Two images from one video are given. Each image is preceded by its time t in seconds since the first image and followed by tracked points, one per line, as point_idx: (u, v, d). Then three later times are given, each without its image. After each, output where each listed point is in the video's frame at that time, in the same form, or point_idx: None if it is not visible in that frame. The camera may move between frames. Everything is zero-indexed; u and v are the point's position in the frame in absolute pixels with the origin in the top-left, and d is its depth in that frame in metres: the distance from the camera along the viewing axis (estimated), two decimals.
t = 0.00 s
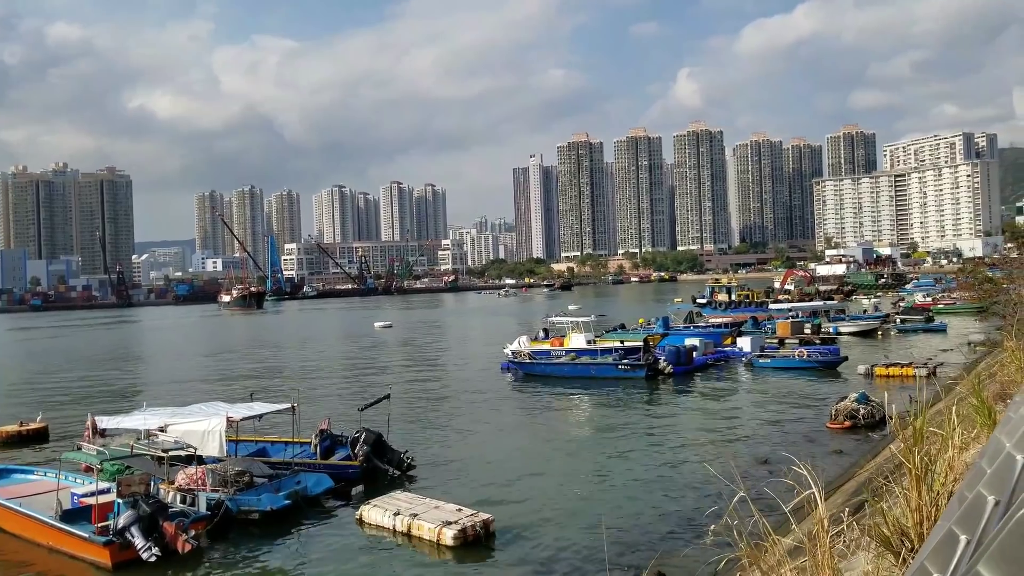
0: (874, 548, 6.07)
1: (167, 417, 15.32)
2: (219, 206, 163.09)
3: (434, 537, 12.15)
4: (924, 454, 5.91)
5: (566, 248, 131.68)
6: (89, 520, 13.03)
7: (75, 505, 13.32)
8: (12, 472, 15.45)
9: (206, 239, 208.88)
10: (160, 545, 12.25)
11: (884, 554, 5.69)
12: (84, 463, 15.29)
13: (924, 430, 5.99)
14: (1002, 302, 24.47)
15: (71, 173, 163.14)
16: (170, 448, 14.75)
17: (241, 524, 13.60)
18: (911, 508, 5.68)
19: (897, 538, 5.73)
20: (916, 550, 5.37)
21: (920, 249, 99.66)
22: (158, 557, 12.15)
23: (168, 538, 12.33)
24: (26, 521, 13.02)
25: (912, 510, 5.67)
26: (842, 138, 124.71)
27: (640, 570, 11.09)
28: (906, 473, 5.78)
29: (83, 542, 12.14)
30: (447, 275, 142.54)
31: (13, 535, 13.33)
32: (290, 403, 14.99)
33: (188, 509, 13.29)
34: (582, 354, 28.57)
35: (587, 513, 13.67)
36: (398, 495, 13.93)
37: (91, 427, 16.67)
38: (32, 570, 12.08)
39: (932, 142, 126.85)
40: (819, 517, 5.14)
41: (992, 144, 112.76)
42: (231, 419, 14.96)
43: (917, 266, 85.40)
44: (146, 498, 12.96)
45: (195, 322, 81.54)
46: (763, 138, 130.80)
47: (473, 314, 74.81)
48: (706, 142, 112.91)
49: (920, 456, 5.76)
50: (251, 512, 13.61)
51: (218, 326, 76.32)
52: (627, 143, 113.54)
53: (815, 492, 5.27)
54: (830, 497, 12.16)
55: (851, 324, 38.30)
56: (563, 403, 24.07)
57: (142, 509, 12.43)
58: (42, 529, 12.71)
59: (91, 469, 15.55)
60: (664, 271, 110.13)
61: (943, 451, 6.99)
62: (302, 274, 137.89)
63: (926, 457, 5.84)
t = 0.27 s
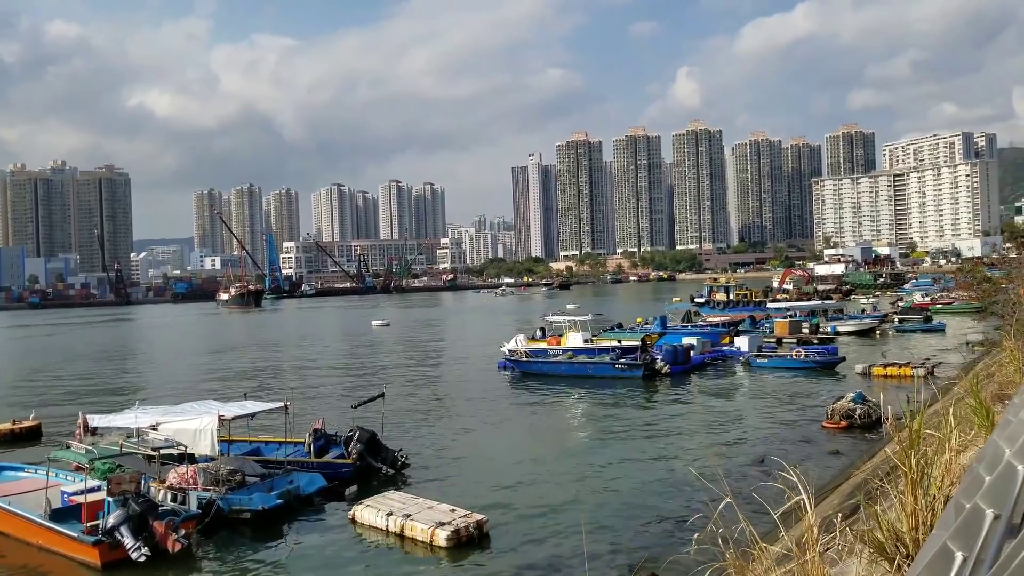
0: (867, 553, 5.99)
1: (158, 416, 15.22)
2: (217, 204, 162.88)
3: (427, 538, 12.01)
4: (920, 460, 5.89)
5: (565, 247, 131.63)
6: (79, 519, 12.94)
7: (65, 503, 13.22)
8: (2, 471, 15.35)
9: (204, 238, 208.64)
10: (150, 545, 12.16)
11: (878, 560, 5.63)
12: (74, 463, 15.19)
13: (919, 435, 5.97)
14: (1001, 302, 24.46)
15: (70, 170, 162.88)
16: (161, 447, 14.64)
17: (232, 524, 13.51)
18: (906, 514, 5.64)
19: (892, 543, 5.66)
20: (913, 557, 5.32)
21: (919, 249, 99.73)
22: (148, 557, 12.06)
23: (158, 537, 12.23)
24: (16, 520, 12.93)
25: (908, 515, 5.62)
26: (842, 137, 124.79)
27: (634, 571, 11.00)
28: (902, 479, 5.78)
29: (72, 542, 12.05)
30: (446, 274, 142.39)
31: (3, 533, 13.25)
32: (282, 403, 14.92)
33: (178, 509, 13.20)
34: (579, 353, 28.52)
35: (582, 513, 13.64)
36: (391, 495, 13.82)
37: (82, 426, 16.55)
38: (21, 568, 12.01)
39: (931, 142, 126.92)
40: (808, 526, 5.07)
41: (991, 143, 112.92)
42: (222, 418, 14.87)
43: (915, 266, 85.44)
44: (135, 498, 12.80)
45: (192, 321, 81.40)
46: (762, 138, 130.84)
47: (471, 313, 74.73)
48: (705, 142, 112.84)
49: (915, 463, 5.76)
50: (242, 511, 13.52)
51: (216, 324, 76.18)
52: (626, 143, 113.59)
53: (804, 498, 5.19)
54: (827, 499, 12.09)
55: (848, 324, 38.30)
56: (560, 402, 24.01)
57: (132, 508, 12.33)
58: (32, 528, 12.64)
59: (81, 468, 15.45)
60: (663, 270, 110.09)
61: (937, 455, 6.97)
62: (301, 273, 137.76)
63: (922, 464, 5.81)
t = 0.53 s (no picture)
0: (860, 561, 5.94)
1: (149, 417, 15.10)
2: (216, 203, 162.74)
3: (421, 540, 11.93)
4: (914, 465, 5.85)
5: (563, 246, 131.61)
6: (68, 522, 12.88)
7: (55, 505, 13.13)
8: None
9: (202, 237, 208.30)
10: (139, 549, 12.15)
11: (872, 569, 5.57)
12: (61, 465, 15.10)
13: (914, 435, 5.93)
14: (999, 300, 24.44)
15: (68, 169, 162.68)
16: (151, 449, 14.55)
17: (224, 526, 13.46)
18: (903, 519, 5.58)
19: (886, 552, 5.61)
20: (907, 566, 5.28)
21: (917, 246, 99.80)
22: (137, 561, 12.05)
23: (147, 541, 12.21)
24: (4, 523, 12.88)
25: (903, 522, 5.57)
26: (840, 135, 124.80)
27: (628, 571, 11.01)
28: (896, 483, 5.74)
29: (59, 545, 12.07)
30: (444, 272, 142.38)
31: None
32: (274, 404, 14.86)
33: (169, 511, 13.15)
34: (576, 352, 28.50)
35: (576, 512, 13.59)
36: (385, 497, 13.74)
37: (72, 427, 16.41)
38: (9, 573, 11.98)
39: (930, 140, 126.95)
40: (795, 538, 4.98)
41: (989, 141, 113.03)
42: (214, 420, 14.84)
43: (914, 264, 85.47)
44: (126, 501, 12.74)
45: (191, 320, 81.30)
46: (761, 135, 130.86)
47: (470, 312, 74.74)
48: (704, 139, 112.80)
49: (910, 468, 5.71)
50: (234, 514, 13.48)
51: (214, 323, 76.12)
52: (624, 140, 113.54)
53: (790, 508, 5.11)
54: (824, 500, 12.07)
55: (847, 322, 38.31)
56: (557, 401, 23.99)
57: (121, 512, 12.30)
58: (20, 532, 12.59)
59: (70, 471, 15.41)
60: (662, 268, 110.16)
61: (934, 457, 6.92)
62: (299, 271, 137.65)
63: (915, 469, 5.78)
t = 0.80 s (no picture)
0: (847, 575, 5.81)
1: (141, 421, 15.08)
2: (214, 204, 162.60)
3: (413, 544, 11.85)
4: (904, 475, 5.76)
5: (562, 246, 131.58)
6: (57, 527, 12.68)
7: (44, 510, 12.87)
8: None
9: (201, 238, 208.28)
10: (128, 555, 12.19)
11: None
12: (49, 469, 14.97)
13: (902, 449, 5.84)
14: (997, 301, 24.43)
15: (66, 170, 162.44)
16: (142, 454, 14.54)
17: (215, 531, 13.49)
18: (890, 532, 5.43)
19: (874, 566, 5.48)
20: None
21: (916, 245, 99.86)
22: (126, 567, 12.08)
23: (136, 547, 12.29)
24: None
25: (892, 535, 5.41)
26: (839, 135, 124.85)
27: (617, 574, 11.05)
28: (884, 494, 5.63)
29: (47, 550, 11.95)
30: (443, 273, 142.31)
31: None
32: (267, 409, 14.76)
33: (159, 516, 13.18)
34: (573, 353, 28.49)
35: (572, 516, 13.51)
36: (377, 502, 13.69)
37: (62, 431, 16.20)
38: None
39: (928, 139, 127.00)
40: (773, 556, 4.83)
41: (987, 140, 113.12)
42: (206, 423, 14.78)
43: (912, 263, 85.51)
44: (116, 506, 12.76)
45: (189, 320, 81.16)
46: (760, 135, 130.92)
47: (468, 312, 74.79)
48: (703, 139, 112.77)
49: (900, 476, 5.58)
50: (226, 520, 13.50)
51: (212, 324, 76.00)
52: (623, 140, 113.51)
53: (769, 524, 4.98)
54: (819, 505, 12.02)
55: (845, 322, 38.30)
56: (554, 402, 23.94)
57: (109, 518, 12.31)
58: (9, 536, 12.40)
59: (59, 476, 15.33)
60: (660, 268, 110.21)
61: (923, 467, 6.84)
62: (298, 272, 137.57)
63: (906, 479, 5.65)
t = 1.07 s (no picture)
0: None
1: (132, 422, 15.04)
2: (214, 204, 162.62)
3: (404, 547, 11.84)
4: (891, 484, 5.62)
5: (562, 247, 131.62)
6: (46, 530, 12.66)
7: (34, 512, 12.86)
8: None
9: (201, 239, 208.23)
10: (116, 558, 12.21)
11: None
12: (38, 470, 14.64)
13: (888, 459, 5.66)
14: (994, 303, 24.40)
15: (66, 170, 162.42)
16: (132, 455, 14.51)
17: (206, 534, 13.46)
18: (876, 541, 5.25)
19: None
20: None
21: (916, 247, 99.80)
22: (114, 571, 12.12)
23: (125, 550, 12.30)
24: None
25: (878, 543, 5.23)
26: (838, 136, 124.94)
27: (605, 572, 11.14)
28: (871, 504, 5.46)
29: (34, 553, 11.82)
30: (442, 274, 142.37)
31: None
32: (259, 411, 14.69)
33: (149, 519, 13.19)
34: (570, 354, 28.47)
35: (567, 518, 13.44)
36: (369, 505, 13.64)
37: (54, 431, 16.00)
38: None
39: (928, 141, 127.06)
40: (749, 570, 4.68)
41: (986, 142, 113.15)
42: (197, 426, 14.81)
43: (912, 265, 85.60)
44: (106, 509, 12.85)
45: (188, 321, 81.16)
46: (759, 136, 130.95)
47: (467, 313, 74.81)
48: (702, 141, 112.79)
49: (886, 487, 5.40)
50: (216, 523, 13.47)
51: (211, 324, 75.99)
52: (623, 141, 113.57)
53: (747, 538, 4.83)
54: (811, 509, 11.99)
55: (843, 323, 38.32)
56: (551, 403, 23.94)
57: (98, 520, 12.29)
58: None
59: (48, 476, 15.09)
60: (660, 269, 110.18)
61: (911, 475, 6.77)
62: (297, 273, 137.52)
63: (892, 488, 5.51)
